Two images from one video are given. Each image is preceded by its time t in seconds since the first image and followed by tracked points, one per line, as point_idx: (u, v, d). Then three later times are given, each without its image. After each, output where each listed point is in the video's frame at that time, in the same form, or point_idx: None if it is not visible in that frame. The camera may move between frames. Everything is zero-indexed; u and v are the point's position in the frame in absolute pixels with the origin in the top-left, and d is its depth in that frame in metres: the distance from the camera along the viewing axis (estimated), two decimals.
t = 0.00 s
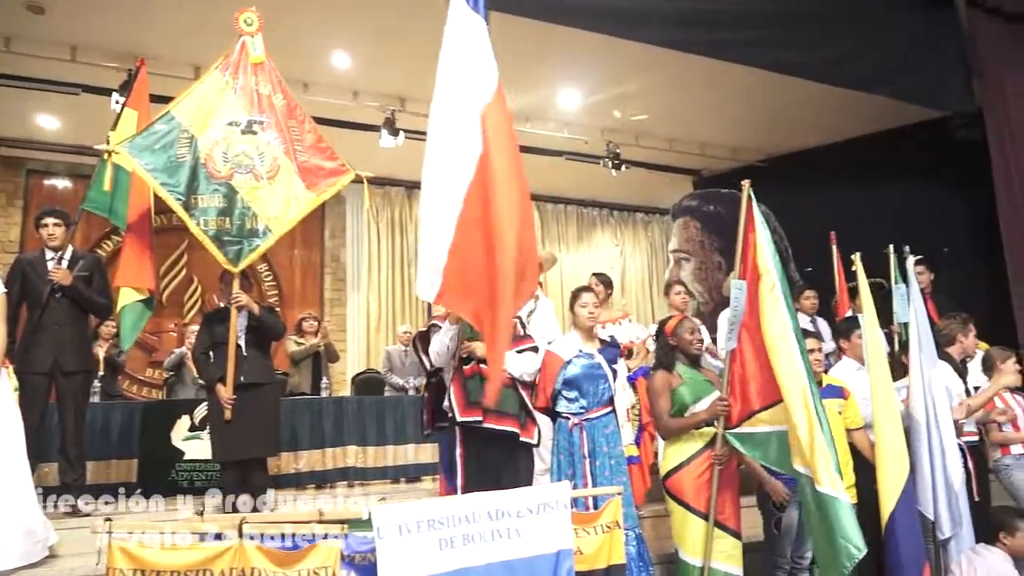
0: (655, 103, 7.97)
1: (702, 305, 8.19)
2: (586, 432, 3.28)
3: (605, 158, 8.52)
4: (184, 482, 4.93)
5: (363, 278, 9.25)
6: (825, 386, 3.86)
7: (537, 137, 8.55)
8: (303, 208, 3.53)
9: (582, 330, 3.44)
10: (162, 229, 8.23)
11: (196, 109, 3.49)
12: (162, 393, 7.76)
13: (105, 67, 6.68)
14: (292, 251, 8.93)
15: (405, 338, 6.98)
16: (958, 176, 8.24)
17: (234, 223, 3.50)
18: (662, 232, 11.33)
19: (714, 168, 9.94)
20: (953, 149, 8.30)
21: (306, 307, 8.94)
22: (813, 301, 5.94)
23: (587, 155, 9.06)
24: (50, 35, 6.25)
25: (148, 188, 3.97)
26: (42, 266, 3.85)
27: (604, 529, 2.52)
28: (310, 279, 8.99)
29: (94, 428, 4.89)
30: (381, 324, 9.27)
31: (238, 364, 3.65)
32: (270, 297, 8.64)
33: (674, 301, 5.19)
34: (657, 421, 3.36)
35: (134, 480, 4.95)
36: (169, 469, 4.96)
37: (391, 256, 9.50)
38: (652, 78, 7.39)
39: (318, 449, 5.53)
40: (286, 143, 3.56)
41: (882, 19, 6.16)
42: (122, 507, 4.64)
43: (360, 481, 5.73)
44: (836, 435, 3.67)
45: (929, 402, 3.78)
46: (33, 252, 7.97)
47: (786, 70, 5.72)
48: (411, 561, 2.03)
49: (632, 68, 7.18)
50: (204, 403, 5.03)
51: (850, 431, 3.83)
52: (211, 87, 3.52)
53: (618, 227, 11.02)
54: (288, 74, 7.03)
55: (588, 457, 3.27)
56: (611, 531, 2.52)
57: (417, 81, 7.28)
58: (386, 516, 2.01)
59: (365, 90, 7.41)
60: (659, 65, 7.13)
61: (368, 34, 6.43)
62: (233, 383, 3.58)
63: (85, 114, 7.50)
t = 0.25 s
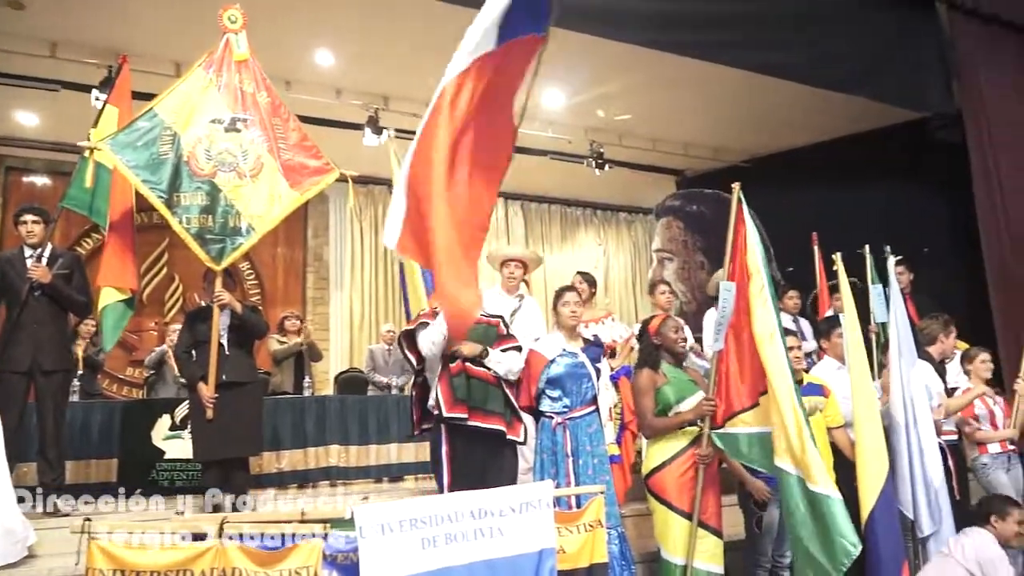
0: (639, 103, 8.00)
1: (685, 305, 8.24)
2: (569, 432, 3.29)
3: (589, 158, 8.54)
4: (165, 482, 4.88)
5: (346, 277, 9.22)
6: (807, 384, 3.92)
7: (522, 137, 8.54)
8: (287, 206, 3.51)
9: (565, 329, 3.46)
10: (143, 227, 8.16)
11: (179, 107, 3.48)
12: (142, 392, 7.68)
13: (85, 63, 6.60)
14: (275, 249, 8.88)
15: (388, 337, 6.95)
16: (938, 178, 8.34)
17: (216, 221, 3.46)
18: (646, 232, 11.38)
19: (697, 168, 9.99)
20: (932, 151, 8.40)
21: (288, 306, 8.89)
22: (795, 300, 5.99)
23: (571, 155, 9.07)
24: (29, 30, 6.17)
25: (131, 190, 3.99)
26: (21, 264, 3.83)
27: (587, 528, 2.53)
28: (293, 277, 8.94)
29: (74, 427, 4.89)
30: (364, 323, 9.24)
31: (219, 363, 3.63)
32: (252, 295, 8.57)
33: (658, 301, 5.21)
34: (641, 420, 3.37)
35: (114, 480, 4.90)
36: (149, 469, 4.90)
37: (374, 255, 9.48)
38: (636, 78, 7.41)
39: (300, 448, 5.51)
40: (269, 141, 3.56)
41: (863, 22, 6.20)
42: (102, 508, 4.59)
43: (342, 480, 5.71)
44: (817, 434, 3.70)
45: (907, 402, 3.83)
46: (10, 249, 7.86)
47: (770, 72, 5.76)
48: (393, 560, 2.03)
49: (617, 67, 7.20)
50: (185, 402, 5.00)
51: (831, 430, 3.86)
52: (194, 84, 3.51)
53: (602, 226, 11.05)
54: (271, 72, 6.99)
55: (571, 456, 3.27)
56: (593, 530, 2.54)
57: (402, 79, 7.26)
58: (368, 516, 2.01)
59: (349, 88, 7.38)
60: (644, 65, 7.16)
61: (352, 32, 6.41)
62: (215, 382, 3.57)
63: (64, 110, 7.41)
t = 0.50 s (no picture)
0: (626, 103, 8.03)
1: (670, 304, 8.28)
2: (555, 430, 3.29)
3: (576, 157, 8.55)
4: (148, 481, 4.89)
5: (332, 275, 9.19)
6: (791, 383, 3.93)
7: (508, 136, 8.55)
8: (273, 204, 3.49)
9: (551, 328, 3.46)
10: (127, 225, 8.09)
11: (164, 104, 3.46)
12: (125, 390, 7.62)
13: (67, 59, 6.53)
14: (260, 247, 8.81)
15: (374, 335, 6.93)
16: (920, 179, 8.42)
17: (201, 219, 3.43)
18: (632, 231, 11.41)
19: (684, 167, 10.03)
20: (915, 152, 8.48)
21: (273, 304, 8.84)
22: (780, 300, 6.02)
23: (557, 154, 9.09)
24: (10, 25, 6.11)
25: (116, 188, 3.96)
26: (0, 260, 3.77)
27: (572, 527, 2.54)
28: (278, 275, 8.90)
29: (55, 426, 4.81)
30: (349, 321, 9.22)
31: (204, 361, 3.61)
32: (236, 293, 8.52)
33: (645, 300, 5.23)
34: (627, 419, 3.38)
35: (96, 479, 4.86)
36: (131, 467, 4.89)
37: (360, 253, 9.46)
38: (623, 78, 7.44)
39: (284, 446, 5.49)
40: (255, 139, 3.55)
41: (846, 25, 6.27)
42: (84, 507, 4.56)
43: (327, 479, 5.69)
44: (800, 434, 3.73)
45: (889, 401, 3.85)
46: None
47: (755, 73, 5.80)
48: (378, 559, 2.03)
49: (603, 67, 7.22)
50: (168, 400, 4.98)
51: (814, 429, 3.89)
52: (179, 81, 3.49)
53: (588, 225, 11.07)
54: (257, 69, 6.95)
55: (557, 455, 3.28)
56: (579, 529, 2.54)
57: (388, 77, 7.24)
58: (353, 514, 2.01)
59: (335, 86, 7.35)
60: (630, 66, 7.19)
61: (338, 30, 6.39)
62: (199, 380, 3.54)
63: (47, 106, 7.34)
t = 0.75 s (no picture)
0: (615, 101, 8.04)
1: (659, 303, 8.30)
2: (543, 428, 3.30)
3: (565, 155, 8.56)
4: (135, 479, 4.88)
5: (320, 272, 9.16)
6: (777, 382, 3.90)
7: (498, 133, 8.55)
8: (260, 200, 3.47)
9: (539, 326, 3.47)
10: (113, 221, 8.03)
11: (149, 99, 3.44)
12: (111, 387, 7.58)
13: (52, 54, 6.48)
14: (247, 244, 8.78)
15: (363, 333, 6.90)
16: (907, 179, 8.48)
17: (188, 215, 3.42)
18: (621, 229, 11.44)
19: (672, 166, 10.05)
20: (902, 152, 8.54)
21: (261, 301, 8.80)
22: (769, 299, 6.05)
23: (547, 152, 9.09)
24: None
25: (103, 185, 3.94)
26: None
27: (560, 524, 2.55)
28: (266, 272, 8.86)
29: (41, 424, 4.75)
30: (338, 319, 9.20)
31: (191, 358, 3.60)
32: (224, 290, 8.47)
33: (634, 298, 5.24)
34: (613, 417, 3.39)
35: (82, 477, 4.83)
36: (118, 465, 4.87)
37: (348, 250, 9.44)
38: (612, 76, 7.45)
39: (272, 444, 5.48)
40: (242, 134, 3.52)
41: (834, 24, 6.30)
42: (69, 505, 4.52)
43: (315, 477, 5.68)
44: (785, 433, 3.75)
45: (875, 400, 3.89)
46: None
47: (743, 72, 5.82)
48: (365, 557, 2.03)
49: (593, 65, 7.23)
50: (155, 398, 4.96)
51: (801, 426, 3.90)
52: (165, 76, 3.46)
53: (577, 224, 11.09)
54: (245, 65, 6.92)
55: (545, 453, 3.28)
56: (567, 526, 2.55)
57: (377, 74, 7.22)
58: (340, 512, 2.01)
59: (323, 82, 7.33)
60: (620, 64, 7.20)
61: (327, 26, 6.37)
62: (187, 377, 3.53)
63: (32, 101, 7.27)
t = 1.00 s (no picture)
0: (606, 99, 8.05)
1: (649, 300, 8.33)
2: (533, 425, 3.30)
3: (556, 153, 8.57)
4: (123, 476, 4.88)
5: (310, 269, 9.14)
6: (766, 379, 3.92)
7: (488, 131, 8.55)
8: (249, 196, 3.46)
9: (530, 324, 3.47)
10: (102, 217, 7.99)
11: (137, 95, 3.42)
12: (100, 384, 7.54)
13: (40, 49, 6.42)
14: (237, 240, 8.75)
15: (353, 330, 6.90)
16: (896, 178, 8.52)
17: (176, 211, 3.41)
18: (611, 227, 11.45)
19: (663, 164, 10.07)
20: (891, 151, 8.58)
21: (251, 298, 8.78)
22: (759, 297, 6.07)
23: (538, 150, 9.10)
24: None
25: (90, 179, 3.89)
26: None
27: (550, 521, 2.55)
28: (256, 269, 8.83)
29: (28, 420, 4.70)
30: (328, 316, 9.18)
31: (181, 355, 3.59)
32: (213, 286, 8.44)
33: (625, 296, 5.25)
34: (603, 414, 3.41)
35: (70, 475, 4.80)
36: (106, 462, 4.86)
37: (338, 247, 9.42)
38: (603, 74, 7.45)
39: (262, 441, 5.47)
40: (230, 130, 3.49)
41: (825, 24, 6.32)
42: (57, 502, 4.50)
43: (305, 474, 5.68)
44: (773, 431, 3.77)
45: (863, 398, 3.90)
46: None
47: (734, 70, 5.84)
48: (354, 554, 2.03)
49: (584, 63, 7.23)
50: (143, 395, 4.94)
51: (790, 424, 3.93)
52: (153, 72, 3.44)
53: (568, 221, 11.09)
54: (235, 61, 6.89)
55: (535, 450, 3.29)
56: (557, 523, 2.56)
57: (367, 71, 7.21)
58: (330, 509, 2.01)
59: (314, 79, 7.31)
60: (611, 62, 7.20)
61: (318, 23, 6.35)
62: (176, 374, 3.52)
63: (19, 96, 7.22)
